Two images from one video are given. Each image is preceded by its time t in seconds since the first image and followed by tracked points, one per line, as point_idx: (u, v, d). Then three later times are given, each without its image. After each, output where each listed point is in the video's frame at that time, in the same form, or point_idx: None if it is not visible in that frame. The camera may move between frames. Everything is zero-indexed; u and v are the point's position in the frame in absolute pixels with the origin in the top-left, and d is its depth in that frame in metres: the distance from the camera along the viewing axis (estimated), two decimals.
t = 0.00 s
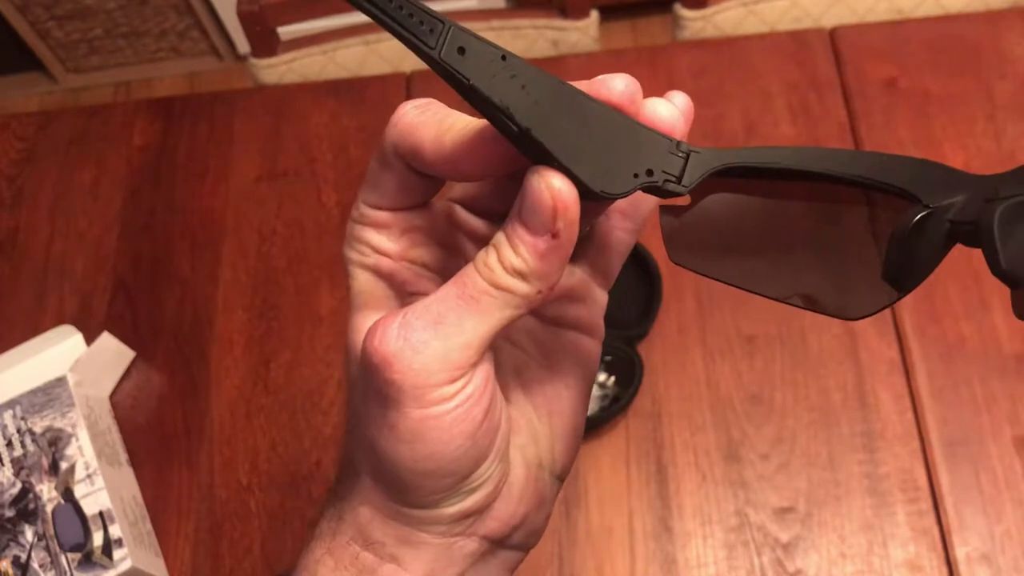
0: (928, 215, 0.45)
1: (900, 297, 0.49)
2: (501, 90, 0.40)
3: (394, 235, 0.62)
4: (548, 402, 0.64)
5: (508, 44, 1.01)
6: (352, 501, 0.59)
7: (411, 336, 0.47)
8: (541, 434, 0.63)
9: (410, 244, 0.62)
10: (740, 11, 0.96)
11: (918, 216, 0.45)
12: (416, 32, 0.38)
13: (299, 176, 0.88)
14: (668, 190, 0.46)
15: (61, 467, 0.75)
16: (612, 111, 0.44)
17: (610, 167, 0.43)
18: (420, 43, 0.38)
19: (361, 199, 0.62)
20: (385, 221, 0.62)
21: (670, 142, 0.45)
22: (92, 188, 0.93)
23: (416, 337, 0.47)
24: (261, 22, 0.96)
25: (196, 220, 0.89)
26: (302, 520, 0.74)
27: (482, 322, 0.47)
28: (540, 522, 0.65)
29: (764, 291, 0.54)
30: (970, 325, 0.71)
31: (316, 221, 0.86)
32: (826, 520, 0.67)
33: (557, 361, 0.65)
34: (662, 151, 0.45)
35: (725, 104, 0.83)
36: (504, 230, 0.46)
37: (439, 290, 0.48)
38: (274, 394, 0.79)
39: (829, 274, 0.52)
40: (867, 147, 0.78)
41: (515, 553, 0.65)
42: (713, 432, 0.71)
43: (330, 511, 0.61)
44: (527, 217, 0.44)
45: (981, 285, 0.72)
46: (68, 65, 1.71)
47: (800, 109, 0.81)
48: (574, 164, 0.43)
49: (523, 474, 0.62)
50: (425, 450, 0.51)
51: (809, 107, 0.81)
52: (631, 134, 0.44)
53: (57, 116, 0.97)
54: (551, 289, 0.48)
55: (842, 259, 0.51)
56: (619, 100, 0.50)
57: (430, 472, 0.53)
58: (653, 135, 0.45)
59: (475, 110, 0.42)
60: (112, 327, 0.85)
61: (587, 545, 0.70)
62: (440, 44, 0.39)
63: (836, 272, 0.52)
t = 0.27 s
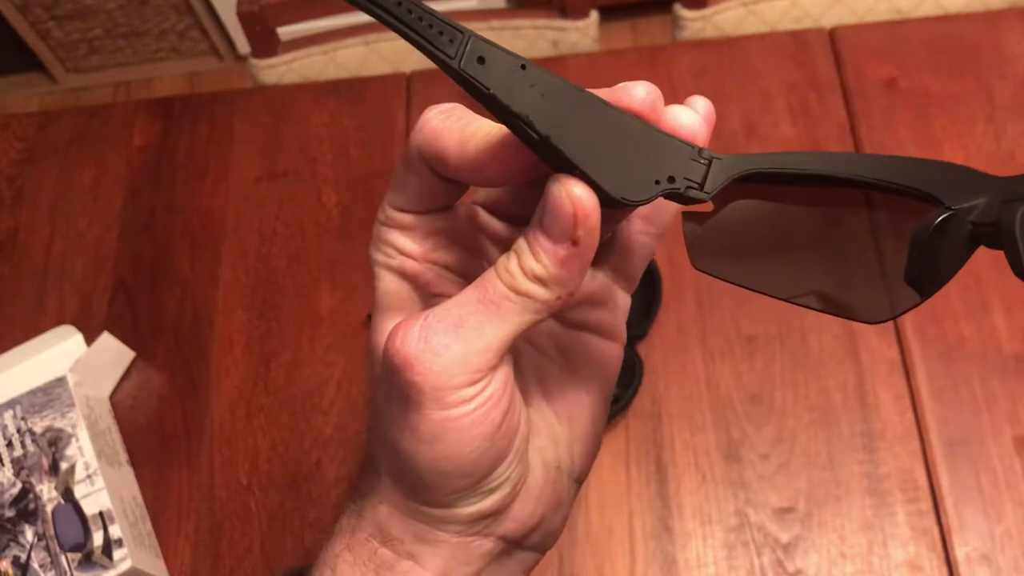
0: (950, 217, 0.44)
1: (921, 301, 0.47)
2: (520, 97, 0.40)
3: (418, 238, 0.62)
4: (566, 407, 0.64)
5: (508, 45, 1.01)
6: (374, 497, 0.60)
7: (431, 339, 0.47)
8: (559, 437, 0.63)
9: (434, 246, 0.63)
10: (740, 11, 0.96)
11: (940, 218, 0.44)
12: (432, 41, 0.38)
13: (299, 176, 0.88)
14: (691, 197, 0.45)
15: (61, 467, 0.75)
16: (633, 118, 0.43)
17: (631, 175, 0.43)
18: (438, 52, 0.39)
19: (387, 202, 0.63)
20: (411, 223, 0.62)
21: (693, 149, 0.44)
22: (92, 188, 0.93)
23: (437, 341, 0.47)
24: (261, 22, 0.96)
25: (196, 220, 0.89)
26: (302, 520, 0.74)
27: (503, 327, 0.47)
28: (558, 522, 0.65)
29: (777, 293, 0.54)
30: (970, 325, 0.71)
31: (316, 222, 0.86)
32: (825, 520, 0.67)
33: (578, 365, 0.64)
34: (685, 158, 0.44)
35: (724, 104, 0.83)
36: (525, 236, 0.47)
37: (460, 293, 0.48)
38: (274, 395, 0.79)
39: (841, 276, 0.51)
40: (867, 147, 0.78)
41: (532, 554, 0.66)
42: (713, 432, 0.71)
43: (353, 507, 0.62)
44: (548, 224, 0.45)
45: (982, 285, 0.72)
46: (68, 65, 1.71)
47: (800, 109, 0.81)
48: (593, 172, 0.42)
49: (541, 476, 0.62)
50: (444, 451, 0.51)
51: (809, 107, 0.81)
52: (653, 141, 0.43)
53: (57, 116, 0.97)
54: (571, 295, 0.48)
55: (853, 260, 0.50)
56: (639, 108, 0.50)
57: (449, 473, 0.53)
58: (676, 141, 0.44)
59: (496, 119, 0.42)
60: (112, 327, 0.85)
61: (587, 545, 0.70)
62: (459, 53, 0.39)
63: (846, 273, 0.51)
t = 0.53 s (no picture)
0: (944, 226, 0.44)
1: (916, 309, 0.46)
2: (524, 104, 0.41)
3: (422, 243, 0.62)
4: (569, 412, 0.64)
5: (508, 44, 1.01)
6: (375, 498, 0.60)
7: (434, 342, 0.47)
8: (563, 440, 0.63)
9: (438, 252, 0.63)
10: (740, 11, 0.96)
11: (934, 227, 0.44)
12: (439, 50, 0.40)
13: (298, 176, 0.88)
14: (691, 205, 0.45)
15: (61, 467, 0.75)
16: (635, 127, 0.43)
17: (632, 183, 0.43)
18: (444, 60, 0.40)
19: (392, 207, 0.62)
20: (415, 228, 0.62)
21: (693, 158, 0.44)
22: (92, 188, 0.93)
23: (439, 344, 0.47)
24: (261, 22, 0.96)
25: (196, 220, 0.89)
26: (301, 520, 0.74)
27: (504, 330, 0.47)
28: (558, 525, 0.65)
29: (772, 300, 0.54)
30: (970, 325, 0.71)
31: (316, 222, 0.86)
32: (825, 521, 0.67)
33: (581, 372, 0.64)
34: (685, 167, 0.44)
35: (724, 104, 0.83)
36: (527, 241, 0.47)
37: (463, 297, 0.48)
38: (274, 395, 0.79)
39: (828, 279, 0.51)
40: (867, 146, 0.78)
41: (532, 557, 0.66)
42: (713, 432, 0.71)
43: (353, 508, 0.62)
44: (549, 229, 0.45)
45: (981, 285, 0.72)
46: (68, 65, 1.71)
47: (799, 109, 0.81)
48: (595, 180, 0.43)
49: (543, 479, 0.62)
50: (447, 454, 0.51)
51: (809, 107, 0.81)
52: (655, 150, 0.43)
53: (57, 116, 0.97)
54: (572, 300, 0.48)
55: (844, 262, 0.50)
56: (641, 117, 0.50)
57: (451, 475, 0.53)
58: (676, 150, 0.44)
59: (501, 127, 0.43)
60: (112, 327, 0.85)
61: (587, 545, 0.70)
62: (464, 62, 0.40)
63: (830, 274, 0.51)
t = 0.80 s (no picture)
0: (966, 228, 0.45)
1: (935, 313, 0.49)
2: (532, 105, 0.41)
3: (425, 244, 0.62)
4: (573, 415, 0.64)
5: (508, 44, 1.01)
6: (378, 505, 0.59)
7: (439, 347, 0.47)
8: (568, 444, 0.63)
9: (440, 253, 0.63)
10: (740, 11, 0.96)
11: (955, 230, 0.45)
12: (445, 48, 0.39)
13: (298, 176, 0.88)
14: (701, 207, 0.44)
15: (61, 467, 0.75)
16: (644, 127, 0.43)
17: (641, 185, 0.43)
18: (450, 58, 0.39)
19: (395, 207, 0.63)
20: (417, 228, 0.62)
21: (704, 158, 0.44)
22: (92, 189, 0.93)
23: (444, 348, 0.47)
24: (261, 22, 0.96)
25: (196, 220, 0.89)
26: (301, 521, 0.74)
27: (510, 334, 0.47)
28: (563, 530, 0.65)
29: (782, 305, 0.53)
30: (970, 326, 0.71)
31: (316, 222, 0.86)
32: (825, 521, 0.67)
33: (585, 374, 0.64)
34: (695, 168, 0.44)
35: (724, 104, 0.83)
36: (534, 243, 0.47)
37: (468, 300, 0.48)
38: (274, 395, 0.79)
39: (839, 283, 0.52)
40: (867, 146, 0.78)
41: (537, 562, 0.66)
42: (713, 432, 0.71)
43: (356, 513, 0.62)
44: (556, 232, 0.45)
45: (981, 285, 0.72)
46: (68, 65, 1.71)
47: (799, 109, 0.81)
48: (603, 181, 0.42)
49: (547, 484, 0.62)
50: (452, 459, 0.51)
51: (809, 107, 0.81)
52: (663, 151, 0.43)
53: (57, 116, 0.97)
54: (579, 303, 0.48)
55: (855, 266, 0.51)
56: (651, 117, 0.49)
57: (456, 481, 0.53)
58: (685, 151, 0.44)
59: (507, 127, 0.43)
60: (112, 327, 0.85)
61: (587, 545, 0.70)
62: (471, 60, 0.39)
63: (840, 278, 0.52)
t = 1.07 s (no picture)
0: (1004, 234, 0.44)
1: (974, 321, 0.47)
2: (559, 102, 0.40)
3: (440, 243, 0.62)
4: (586, 418, 0.64)
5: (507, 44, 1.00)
6: (386, 509, 0.59)
7: (457, 350, 0.47)
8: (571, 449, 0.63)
9: (455, 252, 0.63)
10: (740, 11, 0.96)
11: (993, 235, 0.44)
12: (471, 43, 0.38)
13: (299, 176, 0.88)
14: (729, 209, 0.45)
15: (61, 467, 0.75)
16: (671, 128, 0.43)
17: (668, 186, 0.43)
18: (476, 54, 0.39)
19: (408, 204, 0.62)
20: (432, 227, 0.62)
21: (733, 161, 0.45)
22: (92, 189, 0.93)
23: (463, 352, 0.47)
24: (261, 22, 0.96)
25: (196, 220, 0.89)
26: (302, 521, 0.74)
27: (529, 338, 0.47)
28: (574, 536, 0.65)
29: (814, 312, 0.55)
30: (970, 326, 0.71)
31: (316, 222, 0.86)
32: (826, 521, 0.67)
33: (599, 375, 0.64)
34: (723, 169, 0.44)
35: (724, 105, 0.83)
36: (555, 245, 0.46)
37: (487, 303, 0.48)
38: (275, 395, 0.79)
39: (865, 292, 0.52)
40: (867, 146, 0.78)
41: (547, 568, 0.66)
42: (713, 432, 0.71)
43: (362, 516, 0.61)
44: (579, 233, 0.44)
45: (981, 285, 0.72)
46: (68, 65, 1.71)
47: (799, 109, 0.81)
48: (631, 183, 0.42)
49: (560, 489, 0.62)
50: (468, 465, 0.51)
51: (809, 107, 0.81)
52: (691, 151, 0.43)
53: (57, 116, 0.97)
54: (599, 307, 0.48)
55: (883, 271, 0.51)
56: (678, 117, 0.49)
57: (471, 486, 0.53)
58: (714, 152, 0.44)
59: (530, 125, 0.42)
60: (112, 327, 0.85)
61: (587, 545, 0.70)
62: (496, 56, 0.39)
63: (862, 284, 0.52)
